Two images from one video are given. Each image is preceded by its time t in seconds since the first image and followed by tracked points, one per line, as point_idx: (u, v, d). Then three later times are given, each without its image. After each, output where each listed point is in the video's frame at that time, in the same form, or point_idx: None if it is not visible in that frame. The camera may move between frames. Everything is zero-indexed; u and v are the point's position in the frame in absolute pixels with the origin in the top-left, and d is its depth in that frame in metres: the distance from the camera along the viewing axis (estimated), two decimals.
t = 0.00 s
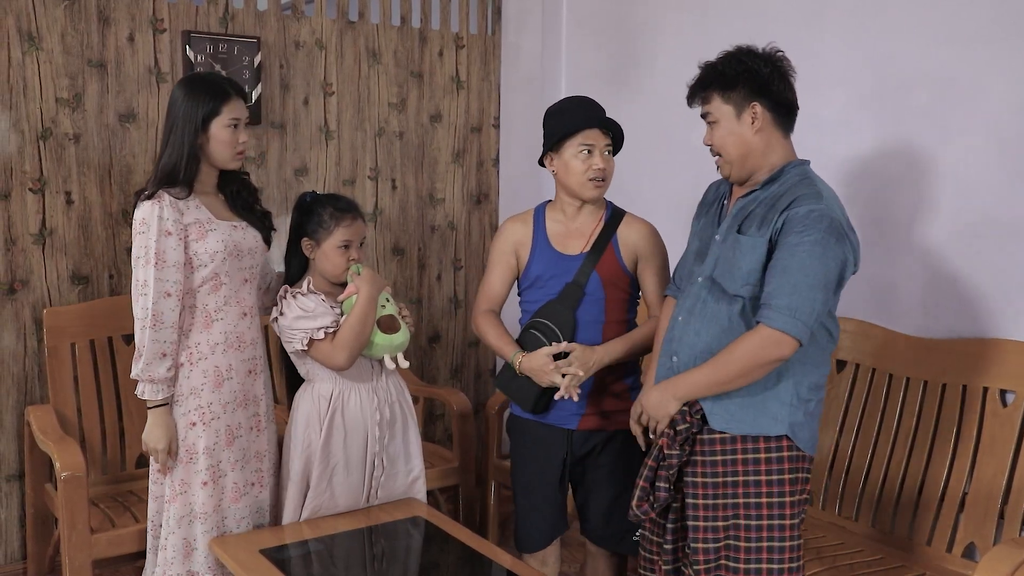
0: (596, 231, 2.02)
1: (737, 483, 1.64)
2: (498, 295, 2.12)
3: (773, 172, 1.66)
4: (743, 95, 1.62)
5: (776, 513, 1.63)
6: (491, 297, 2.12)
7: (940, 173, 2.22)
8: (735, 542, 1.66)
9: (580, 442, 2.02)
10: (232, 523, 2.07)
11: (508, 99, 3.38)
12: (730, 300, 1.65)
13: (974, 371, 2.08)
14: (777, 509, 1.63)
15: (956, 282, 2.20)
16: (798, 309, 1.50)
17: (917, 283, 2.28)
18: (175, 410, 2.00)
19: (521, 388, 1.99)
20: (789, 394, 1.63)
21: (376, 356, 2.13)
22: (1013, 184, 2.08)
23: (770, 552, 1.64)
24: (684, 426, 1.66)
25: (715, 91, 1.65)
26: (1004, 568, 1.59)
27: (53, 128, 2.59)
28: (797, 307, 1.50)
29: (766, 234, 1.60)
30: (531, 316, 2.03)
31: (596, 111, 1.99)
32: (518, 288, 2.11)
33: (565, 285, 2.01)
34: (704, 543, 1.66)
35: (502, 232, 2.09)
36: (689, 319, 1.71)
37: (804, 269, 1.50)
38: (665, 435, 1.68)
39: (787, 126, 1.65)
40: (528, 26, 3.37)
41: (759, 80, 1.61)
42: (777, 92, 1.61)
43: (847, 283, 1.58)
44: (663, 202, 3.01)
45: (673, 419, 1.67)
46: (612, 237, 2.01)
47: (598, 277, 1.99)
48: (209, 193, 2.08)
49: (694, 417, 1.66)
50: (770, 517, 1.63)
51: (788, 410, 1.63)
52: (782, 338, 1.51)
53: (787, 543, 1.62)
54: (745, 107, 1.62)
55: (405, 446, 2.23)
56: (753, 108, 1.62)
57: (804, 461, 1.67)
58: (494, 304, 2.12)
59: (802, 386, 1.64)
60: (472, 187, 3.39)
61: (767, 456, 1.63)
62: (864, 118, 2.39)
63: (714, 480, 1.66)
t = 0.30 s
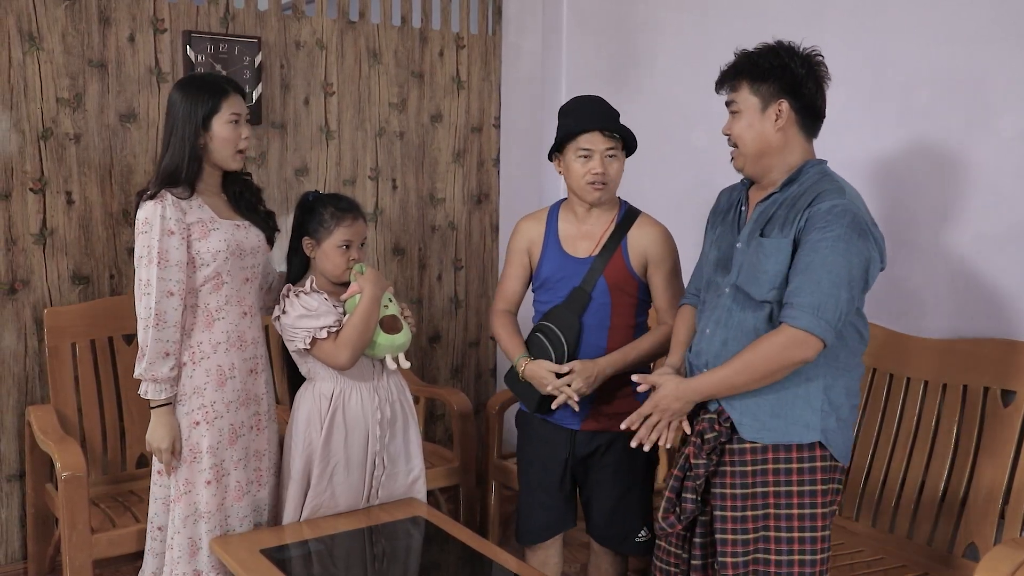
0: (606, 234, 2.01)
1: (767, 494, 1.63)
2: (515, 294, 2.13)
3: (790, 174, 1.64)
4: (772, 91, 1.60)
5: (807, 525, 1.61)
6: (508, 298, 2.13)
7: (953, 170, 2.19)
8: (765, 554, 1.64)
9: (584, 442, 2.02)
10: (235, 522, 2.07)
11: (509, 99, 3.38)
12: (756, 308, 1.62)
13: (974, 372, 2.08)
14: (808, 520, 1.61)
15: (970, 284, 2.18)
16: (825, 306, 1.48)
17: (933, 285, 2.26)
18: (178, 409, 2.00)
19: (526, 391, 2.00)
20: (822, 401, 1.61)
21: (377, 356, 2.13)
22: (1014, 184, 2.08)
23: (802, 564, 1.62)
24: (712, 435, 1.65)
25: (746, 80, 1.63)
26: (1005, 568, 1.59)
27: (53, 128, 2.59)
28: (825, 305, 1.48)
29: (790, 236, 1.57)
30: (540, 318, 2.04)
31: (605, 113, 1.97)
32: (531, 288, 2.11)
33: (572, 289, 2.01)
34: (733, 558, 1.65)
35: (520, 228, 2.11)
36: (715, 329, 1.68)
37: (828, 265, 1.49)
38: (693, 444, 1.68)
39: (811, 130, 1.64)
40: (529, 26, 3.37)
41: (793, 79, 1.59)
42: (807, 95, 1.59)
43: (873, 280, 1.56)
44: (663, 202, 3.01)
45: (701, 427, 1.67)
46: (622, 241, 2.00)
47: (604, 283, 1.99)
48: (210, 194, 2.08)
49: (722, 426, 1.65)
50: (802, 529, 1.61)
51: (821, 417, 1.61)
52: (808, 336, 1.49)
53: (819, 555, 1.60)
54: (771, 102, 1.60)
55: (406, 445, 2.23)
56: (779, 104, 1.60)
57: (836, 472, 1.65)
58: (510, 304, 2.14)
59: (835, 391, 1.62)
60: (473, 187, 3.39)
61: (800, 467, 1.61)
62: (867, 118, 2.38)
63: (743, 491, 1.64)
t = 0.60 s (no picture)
0: (608, 232, 2.01)
1: (771, 492, 1.62)
2: (512, 297, 2.10)
3: (791, 170, 1.64)
4: (773, 89, 1.60)
5: (811, 523, 1.61)
6: (507, 298, 2.11)
7: (956, 167, 2.19)
8: (771, 553, 1.64)
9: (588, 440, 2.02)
10: (235, 523, 2.07)
11: (509, 99, 3.38)
12: (761, 304, 1.61)
13: (975, 372, 2.08)
14: (813, 518, 1.61)
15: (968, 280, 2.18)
16: (833, 298, 1.49)
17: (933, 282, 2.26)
18: (181, 410, 2.00)
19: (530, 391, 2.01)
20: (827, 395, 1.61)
21: (379, 356, 2.13)
22: (1014, 184, 2.08)
23: (807, 561, 1.62)
24: (716, 434, 1.63)
25: (748, 77, 1.62)
26: (1005, 568, 1.59)
27: (53, 128, 2.59)
28: (832, 297, 1.49)
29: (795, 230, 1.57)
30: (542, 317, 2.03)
31: (588, 114, 1.95)
32: (531, 287, 2.10)
33: (576, 286, 2.00)
34: (740, 557, 1.64)
35: (517, 229, 2.09)
36: (716, 326, 1.66)
37: (835, 258, 1.50)
38: (697, 444, 1.66)
39: (810, 130, 1.65)
40: (529, 26, 3.37)
41: (795, 79, 1.59)
42: (808, 95, 1.60)
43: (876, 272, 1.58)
44: (663, 202, 3.01)
45: (704, 427, 1.65)
46: (624, 238, 2.00)
47: (608, 280, 1.99)
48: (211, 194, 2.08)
49: (726, 425, 1.64)
50: (806, 527, 1.61)
51: (826, 411, 1.61)
52: (815, 329, 1.50)
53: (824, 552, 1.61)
54: (772, 101, 1.60)
55: (407, 445, 2.23)
56: (779, 104, 1.60)
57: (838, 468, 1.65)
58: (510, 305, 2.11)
59: (837, 383, 1.63)
60: (473, 187, 3.39)
61: (803, 464, 1.61)
62: (867, 118, 2.38)
63: (748, 490, 1.64)
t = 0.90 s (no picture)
0: (590, 227, 2.02)
1: (734, 501, 1.61)
2: (491, 292, 2.10)
3: (805, 192, 1.65)
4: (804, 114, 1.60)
5: (771, 533, 1.61)
6: (487, 293, 2.11)
7: (953, 174, 2.19)
8: (734, 561, 1.62)
9: (576, 434, 2.02)
10: (236, 524, 2.07)
11: (508, 98, 3.37)
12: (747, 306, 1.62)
13: (976, 372, 2.08)
14: (773, 529, 1.61)
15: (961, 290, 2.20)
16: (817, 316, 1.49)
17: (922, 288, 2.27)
18: (181, 410, 2.00)
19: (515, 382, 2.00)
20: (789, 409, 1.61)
21: (382, 356, 2.13)
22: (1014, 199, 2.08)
23: (768, 569, 1.61)
24: (681, 436, 1.62)
25: (781, 99, 1.61)
26: (1006, 566, 1.60)
27: (52, 128, 2.59)
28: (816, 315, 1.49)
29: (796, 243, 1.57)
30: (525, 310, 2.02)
31: (576, 115, 1.96)
32: (513, 282, 2.10)
33: (560, 279, 2.00)
34: (700, 561, 1.64)
35: (499, 224, 2.09)
36: (701, 321, 1.65)
37: (827, 279, 1.50)
38: (661, 443, 1.65)
39: (830, 157, 1.65)
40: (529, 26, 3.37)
41: (828, 106, 1.59)
42: (836, 124, 1.60)
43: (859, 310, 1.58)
44: (662, 202, 3.01)
45: (670, 428, 1.65)
46: (605, 232, 2.01)
47: (591, 273, 1.99)
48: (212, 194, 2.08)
49: (692, 427, 1.64)
50: (767, 537, 1.61)
51: (786, 426, 1.61)
52: (793, 340, 1.50)
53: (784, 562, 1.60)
54: (802, 125, 1.59)
55: (408, 445, 2.23)
56: (808, 128, 1.59)
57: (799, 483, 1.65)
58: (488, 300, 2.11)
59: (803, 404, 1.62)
60: (472, 187, 3.39)
61: (765, 474, 1.60)
62: (867, 117, 2.38)
63: (708, 495, 1.63)
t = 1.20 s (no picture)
0: (574, 227, 2.03)
1: (746, 493, 1.61)
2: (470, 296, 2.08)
3: (782, 181, 1.63)
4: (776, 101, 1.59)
5: (783, 524, 1.61)
6: (465, 297, 2.08)
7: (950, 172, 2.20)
8: (742, 553, 1.61)
9: (563, 434, 2.03)
10: (234, 524, 2.07)
11: (507, 98, 3.38)
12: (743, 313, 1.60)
13: (976, 372, 2.08)
14: (784, 519, 1.61)
15: (965, 288, 2.19)
16: (824, 320, 1.48)
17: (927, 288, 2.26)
18: (178, 410, 2.00)
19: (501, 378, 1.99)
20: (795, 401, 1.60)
21: (384, 354, 2.13)
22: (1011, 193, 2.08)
23: (774, 560, 1.61)
24: (693, 436, 1.64)
25: (752, 87, 1.61)
26: (1006, 566, 1.60)
27: (52, 128, 2.58)
28: (822, 319, 1.48)
29: (785, 243, 1.55)
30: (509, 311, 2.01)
31: (574, 114, 2.00)
32: (494, 283, 2.08)
33: (545, 279, 2.00)
34: (710, 553, 1.62)
35: (478, 226, 2.07)
36: (699, 326, 1.66)
37: (826, 280, 1.48)
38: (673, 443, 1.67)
39: (805, 143, 1.64)
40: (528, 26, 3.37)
41: (800, 93, 1.58)
42: (808, 109, 1.59)
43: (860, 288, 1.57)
44: (662, 202, 3.01)
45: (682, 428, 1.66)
46: (591, 232, 2.03)
47: (577, 272, 2.00)
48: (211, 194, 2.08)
49: (703, 427, 1.64)
50: (778, 527, 1.61)
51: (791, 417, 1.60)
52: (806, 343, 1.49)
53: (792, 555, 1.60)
54: (773, 112, 1.59)
55: (410, 445, 2.23)
56: (779, 115, 1.59)
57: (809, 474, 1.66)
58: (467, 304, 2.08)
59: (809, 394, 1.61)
60: (472, 187, 3.39)
61: (778, 465, 1.60)
62: (867, 117, 2.39)
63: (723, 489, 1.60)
